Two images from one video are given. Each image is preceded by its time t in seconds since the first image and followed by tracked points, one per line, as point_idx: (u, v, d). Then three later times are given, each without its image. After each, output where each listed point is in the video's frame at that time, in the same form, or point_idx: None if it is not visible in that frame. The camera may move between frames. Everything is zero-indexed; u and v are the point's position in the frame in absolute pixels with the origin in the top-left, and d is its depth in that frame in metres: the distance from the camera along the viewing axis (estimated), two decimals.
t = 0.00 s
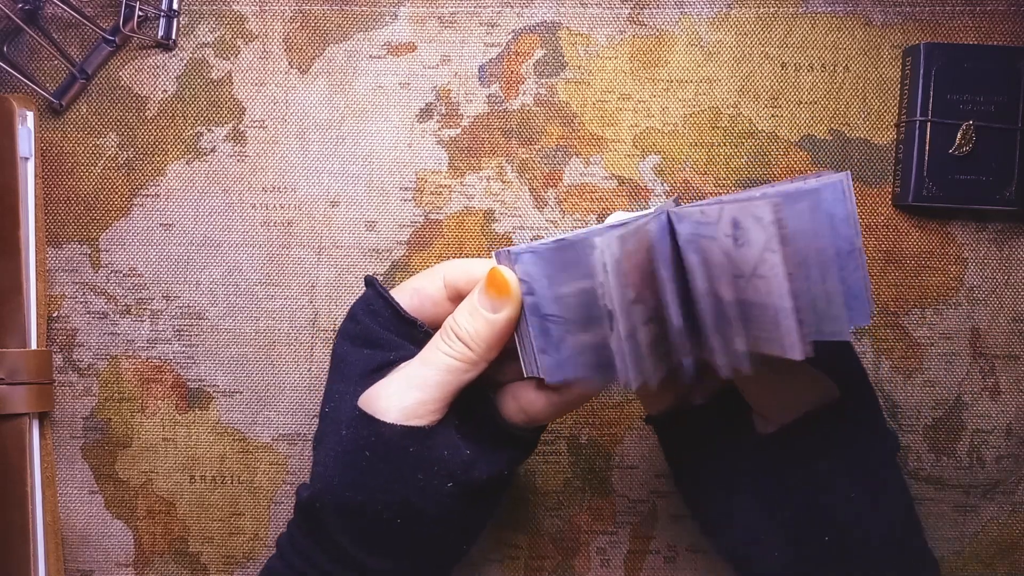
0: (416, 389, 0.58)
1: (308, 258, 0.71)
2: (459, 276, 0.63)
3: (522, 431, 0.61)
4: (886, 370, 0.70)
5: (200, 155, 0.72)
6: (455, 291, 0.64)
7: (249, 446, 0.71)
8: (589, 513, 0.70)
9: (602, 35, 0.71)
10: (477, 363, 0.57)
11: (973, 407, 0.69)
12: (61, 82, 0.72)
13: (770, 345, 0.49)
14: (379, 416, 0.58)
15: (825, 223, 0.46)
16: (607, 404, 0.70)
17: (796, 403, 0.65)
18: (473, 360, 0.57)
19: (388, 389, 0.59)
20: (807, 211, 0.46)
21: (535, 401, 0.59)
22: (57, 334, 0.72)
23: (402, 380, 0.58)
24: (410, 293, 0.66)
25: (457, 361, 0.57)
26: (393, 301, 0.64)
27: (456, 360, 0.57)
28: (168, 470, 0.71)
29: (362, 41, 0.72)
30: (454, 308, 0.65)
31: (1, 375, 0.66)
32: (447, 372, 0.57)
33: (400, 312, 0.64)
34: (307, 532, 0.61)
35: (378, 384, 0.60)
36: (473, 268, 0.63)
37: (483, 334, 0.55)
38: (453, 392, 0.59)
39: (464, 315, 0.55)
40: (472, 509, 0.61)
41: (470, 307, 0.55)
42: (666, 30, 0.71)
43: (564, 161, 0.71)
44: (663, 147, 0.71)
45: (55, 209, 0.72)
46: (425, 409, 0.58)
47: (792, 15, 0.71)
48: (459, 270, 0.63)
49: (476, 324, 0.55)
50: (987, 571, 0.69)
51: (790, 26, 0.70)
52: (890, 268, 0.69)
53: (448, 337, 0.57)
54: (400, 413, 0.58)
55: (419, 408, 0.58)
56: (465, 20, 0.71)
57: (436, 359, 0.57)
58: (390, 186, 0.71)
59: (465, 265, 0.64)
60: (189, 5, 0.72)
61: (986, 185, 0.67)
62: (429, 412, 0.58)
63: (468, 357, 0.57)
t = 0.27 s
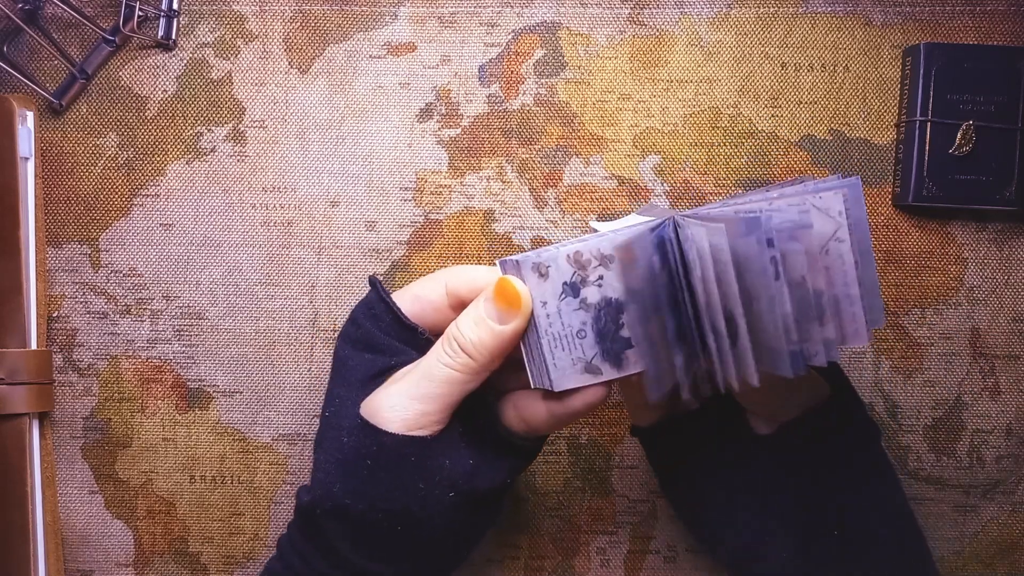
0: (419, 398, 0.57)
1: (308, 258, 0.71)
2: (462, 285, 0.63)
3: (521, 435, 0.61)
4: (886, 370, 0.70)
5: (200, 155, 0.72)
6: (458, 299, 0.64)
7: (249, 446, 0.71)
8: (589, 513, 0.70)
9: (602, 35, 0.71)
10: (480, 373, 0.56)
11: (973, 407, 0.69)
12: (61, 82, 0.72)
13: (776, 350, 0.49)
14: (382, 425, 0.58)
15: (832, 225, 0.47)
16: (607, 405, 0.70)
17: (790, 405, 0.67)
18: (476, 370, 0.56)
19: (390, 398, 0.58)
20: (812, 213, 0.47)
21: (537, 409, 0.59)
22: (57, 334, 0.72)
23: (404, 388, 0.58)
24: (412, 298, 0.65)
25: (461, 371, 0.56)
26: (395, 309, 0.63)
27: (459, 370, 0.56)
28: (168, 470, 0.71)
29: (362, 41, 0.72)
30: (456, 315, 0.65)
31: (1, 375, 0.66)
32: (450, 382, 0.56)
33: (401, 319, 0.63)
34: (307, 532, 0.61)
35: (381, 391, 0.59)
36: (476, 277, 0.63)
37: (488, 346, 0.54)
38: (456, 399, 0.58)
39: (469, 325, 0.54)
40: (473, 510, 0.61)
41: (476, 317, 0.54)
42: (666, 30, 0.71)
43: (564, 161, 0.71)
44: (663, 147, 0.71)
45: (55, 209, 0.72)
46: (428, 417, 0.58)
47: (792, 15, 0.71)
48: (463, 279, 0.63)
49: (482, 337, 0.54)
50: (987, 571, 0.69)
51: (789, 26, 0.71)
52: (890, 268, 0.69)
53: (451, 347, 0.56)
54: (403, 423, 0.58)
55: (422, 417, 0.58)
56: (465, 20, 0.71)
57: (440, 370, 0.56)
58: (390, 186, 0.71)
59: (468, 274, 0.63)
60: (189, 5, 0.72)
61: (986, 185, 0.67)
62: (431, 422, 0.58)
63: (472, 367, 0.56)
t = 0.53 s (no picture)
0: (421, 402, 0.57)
1: (308, 258, 0.71)
2: (470, 284, 0.63)
3: (524, 437, 0.62)
4: (886, 370, 0.70)
5: (200, 155, 0.72)
6: (466, 298, 0.64)
7: (249, 446, 0.71)
8: (589, 513, 0.70)
9: (602, 35, 0.71)
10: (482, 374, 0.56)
11: (973, 407, 0.69)
12: (61, 82, 0.72)
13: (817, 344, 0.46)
14: (384, 431, 0.58)
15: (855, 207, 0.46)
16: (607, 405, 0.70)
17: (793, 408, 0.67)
18: (478, 373, 0.56)
19: (393, 402, 0.58)
20: (843, 197, 0.45)
21: (543, 411, 0.59)
22: (57, 334, 0.71)
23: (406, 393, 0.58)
24: (420, 298, 0.66)
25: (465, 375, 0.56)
26: (402, 309, 0.63)
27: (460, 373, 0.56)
28: (168, 470, 0.71)
29: (362, 41, 0.72)
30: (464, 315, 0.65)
31: (1, 375, 0.66)
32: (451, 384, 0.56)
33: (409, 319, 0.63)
34: (307, 532, 0.61)
35: (383, 398, 0.59)
36: (483, 277, 0.63)
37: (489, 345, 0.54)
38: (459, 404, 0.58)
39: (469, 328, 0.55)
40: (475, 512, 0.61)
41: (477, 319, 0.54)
42: (666, 30, 0.71)
43: (564, 161, 0.71)
44: (663, 147, 0.71)
45: (55, 209, 0.72)
46: (429, 422, 0.58)
47: (792, 15, 0.71)
48: (470, 278, 0.63)
49: (485, 341, 0.54)
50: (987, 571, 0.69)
51: (790, 26, 0.70)
52: (890, 268, 0.70)
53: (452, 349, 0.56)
54: (405, 428, 0.58)
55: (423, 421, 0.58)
56: (465, 20, 0.71)
57: (444, 374, 0.56)
58: (390, 186, 0.71)
59: (476, 273, 0.63)
60: (189, 5, 0.72)
61: (986, 185, 0.67)
62: (435, 427, 0.58)
63: (474, 368, 0.56)
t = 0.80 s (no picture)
0: (421, 404, 0.57)
1: (308, 258, 0.71)
2: (472, 283, 0.63)
3: (524, 437, 0.61)
4: (886, 370, 0.70)
5: (200, 155, 0.72)
6: (468, 297, 0.64)
7: (249, 446, 0.71)
8: (589, 513, 0.70)
9: (602, 35, 0.71)
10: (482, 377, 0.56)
11: (973, 407, 0.69)
12: (61, 82, 0.72)
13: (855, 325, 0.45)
14: (383, 434, 0.58)
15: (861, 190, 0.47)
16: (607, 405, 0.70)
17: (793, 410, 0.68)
18: (478, 375, 0.56)
19: (393, 404, 0.58)
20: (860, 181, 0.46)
21: (543, 411, 0.59)
22: (57, 334, 0.71)
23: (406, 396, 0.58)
24: (422, 297, 0.66)
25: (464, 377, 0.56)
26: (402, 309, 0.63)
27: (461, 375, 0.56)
28: (168, 470, 0.71)
29: (362, 41, 0.72)
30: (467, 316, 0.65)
31: (1, 375, 0.66)
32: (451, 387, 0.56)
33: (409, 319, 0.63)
34: (307, 532, 0.61)
35: (382, 400, 0.59)
36: (485, 276, 0.63)
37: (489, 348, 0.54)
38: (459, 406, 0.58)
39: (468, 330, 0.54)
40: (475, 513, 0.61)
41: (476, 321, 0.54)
42: (666, 31, 0.71)
43: (564, 161, 0.71)
44: (663, 147, 0.71)
45: (55, 209, 0.72)
46: (429, 425, 0.58)
47: (792, 15, 0.71)
48: (472, 277, 0.63)
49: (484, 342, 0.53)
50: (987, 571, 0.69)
51: (790, 26, 0.70)
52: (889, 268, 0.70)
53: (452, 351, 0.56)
54: (405, 430, 0.57)
55: (424, 424, 0.58)
56: (465, 20, 0.71)
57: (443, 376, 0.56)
58: (390, 186, 0.71)
59: (478, 272, 0.63)
60: (189, 5, 0.72)
61: (986, 185, 0.67)
62: (434, 429, 0.58)
63: (474, 371, 0.56)
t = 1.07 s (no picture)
0: (417, 404, 0.57)
1: (308, 258, 0.71)
2: (475, 283, 0.63)
3: (524, 437, 0.61)
4: (886, 370, 0.69)
5: (200, 155, 0.72)
6: (470, 297, 0.64)
7: (249, 446, 0.71)
8: (589, 513, 0.70)
9: (602, 35, 0.71)
10: (479, 376, 0.57)
11: (973, 407, 0.69)
12: (61, 82, 0.72)
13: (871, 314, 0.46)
14: (378, 434, 0.58)
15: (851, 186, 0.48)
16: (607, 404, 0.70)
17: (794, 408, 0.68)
18: (475, 374, 0.57)
19: (391, 405, 0.58)
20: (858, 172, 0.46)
21: (546, 411, 0.60)
22: (57, 334, 0.71)
23: (403, 395, 0.58)
24: (423, 297, 0.66)
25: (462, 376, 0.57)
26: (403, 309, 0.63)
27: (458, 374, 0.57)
28: (168, 470, 0.71)
29: (362, 41, 0.72)
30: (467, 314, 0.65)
31: (1, 375, 0.66)
32: (448, 386, 0.57)
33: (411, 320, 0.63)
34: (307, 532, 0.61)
35: (377, 400, 0.59)
36: (488, 274, 0.63)
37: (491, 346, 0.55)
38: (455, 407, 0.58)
39: (469, 328, 0.56)
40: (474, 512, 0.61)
41: (476, 319, 0.55)
42: (666, 30, 0.71)
43: (564, 161, 0.71)
44: (663, 147, 0.71)
45: (55, 209, 0.72)
46: (425, 425, 0.58)
47: (792, 15, 0.71)
48: (475, 276, 0.64)
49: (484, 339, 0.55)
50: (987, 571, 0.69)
51: (790, 26, 0.70)
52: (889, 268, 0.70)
53: (450, 349, 0.57)
54: (399, 431, 0.58)
55: (419, 424, 0.58)
56: (465, 20, 0.71)
57: (439, 374, 0.57)
58: (390, 186, 0.71)
59: (480, 271, 0.64)
60: (189, 5, 0.72)
61: (986, 185, 0.67)
62: (432, 429, 0.58)
63: (471, 369, 0.56)
